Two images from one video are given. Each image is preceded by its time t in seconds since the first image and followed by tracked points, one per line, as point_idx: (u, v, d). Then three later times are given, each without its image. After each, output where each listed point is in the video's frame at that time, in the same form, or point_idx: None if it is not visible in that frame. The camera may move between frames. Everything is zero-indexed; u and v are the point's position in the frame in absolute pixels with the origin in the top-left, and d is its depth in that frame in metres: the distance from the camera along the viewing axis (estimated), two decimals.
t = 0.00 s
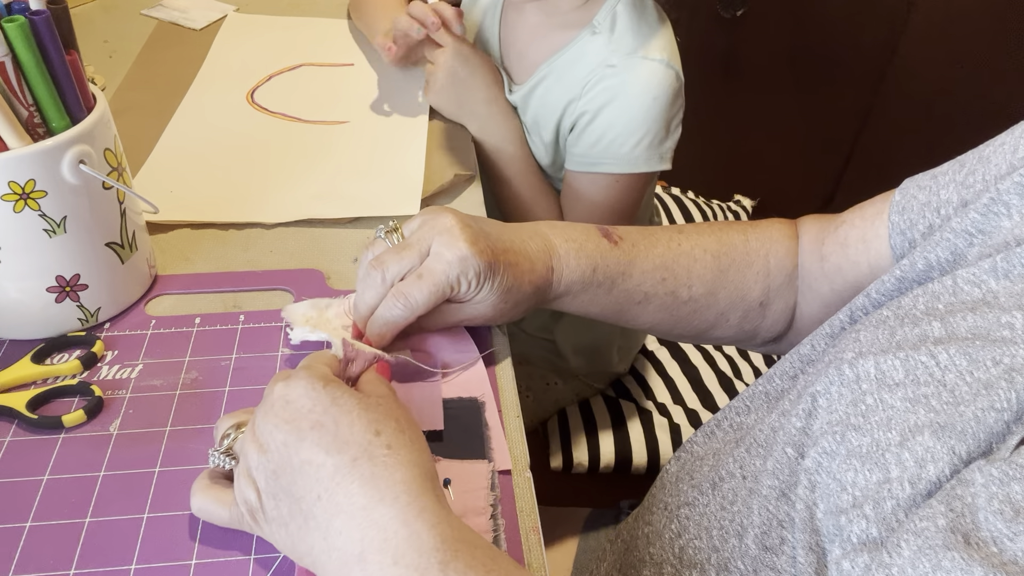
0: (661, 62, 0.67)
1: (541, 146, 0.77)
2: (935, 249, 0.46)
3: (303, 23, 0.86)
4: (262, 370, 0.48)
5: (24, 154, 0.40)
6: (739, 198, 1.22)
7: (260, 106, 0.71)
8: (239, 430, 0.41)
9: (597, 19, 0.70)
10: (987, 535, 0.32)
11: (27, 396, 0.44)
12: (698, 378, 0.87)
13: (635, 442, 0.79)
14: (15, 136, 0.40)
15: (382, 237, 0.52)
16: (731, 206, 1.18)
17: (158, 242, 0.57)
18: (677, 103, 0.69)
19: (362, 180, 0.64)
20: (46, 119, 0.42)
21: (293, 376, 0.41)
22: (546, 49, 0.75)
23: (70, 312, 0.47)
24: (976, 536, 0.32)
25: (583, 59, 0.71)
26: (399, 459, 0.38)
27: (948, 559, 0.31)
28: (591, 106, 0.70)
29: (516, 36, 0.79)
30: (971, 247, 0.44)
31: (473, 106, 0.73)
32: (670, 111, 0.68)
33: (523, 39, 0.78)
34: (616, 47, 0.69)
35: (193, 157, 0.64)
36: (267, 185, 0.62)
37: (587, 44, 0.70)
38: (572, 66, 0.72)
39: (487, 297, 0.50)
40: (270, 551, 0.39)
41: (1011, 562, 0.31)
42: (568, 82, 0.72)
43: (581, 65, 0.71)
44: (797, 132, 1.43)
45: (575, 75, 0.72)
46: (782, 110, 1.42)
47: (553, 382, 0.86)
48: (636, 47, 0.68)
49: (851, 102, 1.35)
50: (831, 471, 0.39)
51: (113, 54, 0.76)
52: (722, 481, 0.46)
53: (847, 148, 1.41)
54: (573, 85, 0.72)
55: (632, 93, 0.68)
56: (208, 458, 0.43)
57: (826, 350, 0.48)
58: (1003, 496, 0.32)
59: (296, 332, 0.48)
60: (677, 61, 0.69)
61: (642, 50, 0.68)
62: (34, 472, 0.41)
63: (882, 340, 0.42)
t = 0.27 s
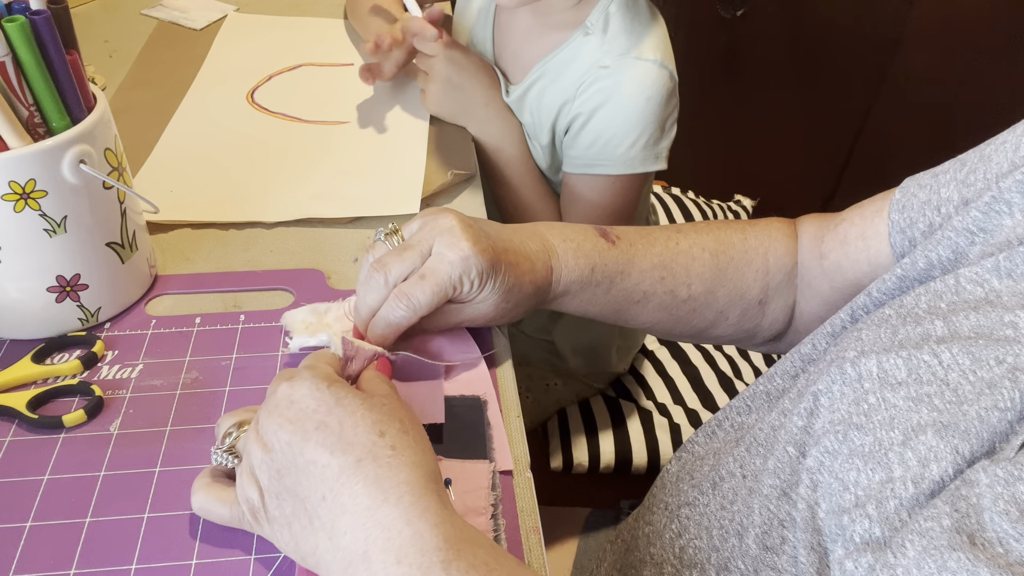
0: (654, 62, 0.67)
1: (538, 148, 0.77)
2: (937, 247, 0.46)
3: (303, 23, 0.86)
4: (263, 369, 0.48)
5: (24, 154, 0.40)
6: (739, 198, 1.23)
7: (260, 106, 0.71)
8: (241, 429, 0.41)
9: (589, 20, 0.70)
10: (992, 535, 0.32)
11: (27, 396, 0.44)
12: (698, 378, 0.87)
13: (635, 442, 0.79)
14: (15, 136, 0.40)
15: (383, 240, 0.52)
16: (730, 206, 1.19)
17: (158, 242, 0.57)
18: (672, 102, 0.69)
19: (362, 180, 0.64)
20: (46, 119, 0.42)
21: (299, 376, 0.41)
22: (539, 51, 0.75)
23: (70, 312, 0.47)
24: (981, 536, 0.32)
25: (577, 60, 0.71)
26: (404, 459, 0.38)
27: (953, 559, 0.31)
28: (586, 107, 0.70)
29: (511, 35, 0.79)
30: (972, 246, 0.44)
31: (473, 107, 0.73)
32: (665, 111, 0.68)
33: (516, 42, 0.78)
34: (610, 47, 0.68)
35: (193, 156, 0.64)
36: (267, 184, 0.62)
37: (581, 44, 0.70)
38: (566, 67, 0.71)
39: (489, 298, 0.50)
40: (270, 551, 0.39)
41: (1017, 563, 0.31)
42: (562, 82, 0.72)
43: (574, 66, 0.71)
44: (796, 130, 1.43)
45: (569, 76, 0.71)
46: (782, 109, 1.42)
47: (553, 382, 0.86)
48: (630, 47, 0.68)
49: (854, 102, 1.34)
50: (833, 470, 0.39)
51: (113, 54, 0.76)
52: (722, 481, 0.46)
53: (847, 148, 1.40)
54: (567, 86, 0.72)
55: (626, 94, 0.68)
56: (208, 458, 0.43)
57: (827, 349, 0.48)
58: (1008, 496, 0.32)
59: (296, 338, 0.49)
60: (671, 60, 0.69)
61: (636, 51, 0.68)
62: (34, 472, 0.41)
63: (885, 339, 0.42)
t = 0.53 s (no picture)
0: (650, 63, 0.67)
1: (537, 150, 0.77)
2: (937, 248, 0.46)
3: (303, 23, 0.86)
4: (263, 369, 0.48)
5: (24, 154, 0.40)
6: (740, 198, 1.23)
7: (259, 106, 0.71)
8: (242, 429, 0.41)
9: (585, 21, 0.70)
10: (994, 540, 0.32)
11: (27, 396, 0.44)
12: (698, 379, 0.87)
13: (635, 443, 0.79)
14: (15, 136, 0.40)
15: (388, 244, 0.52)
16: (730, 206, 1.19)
17: (158, 242, 0.57)
18: (668, 103, 0.70)
19: (362, 180, 0.63)
20: (46, 119, 0.42)
21: (302, 375, 0.41)
22: (535, 52, 0.75)
23: (70, 312, 0.47)
24: (983, 540, 0.32)
25: (573, 63, 0.71)
26: (411, 456, 0.37)
27: (955, 564, 0.31)
28: (583, 110, 0.70)
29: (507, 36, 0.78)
30: (973, 246, 0.44)
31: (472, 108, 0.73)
32: (661, 112, 0.69)
33: (513, 45, 0.78)
34: (606, 50, 0.68)
35: (193, 156, 0.64)
36: (267, 184, 0.62)
37: (576, 47, 0.70)
38: (562, 70, 0.71)
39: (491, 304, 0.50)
40: (270, 551, 0.39)
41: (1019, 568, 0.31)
42: (559, 85, 0.72)
43: (571, 68, 0.71)
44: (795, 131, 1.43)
45: (565, 80, 0.71)
46: (779, 109, 1.43)
47: (553, 382, 0.86)
48: (626, 49, 0.68)
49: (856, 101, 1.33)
50: (834, 474, 0.39)
51: (113, 54, 0.76)
52: (722, 483, 0.46)
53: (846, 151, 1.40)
54: (563, 90, 0.72)
55: (623, 96, 0.68)
56: (208, 458, 0.43)
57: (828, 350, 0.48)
58: (1010, 501, 0.32)
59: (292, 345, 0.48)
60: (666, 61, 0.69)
61: (631, 52, 0.68)
62: (34, 472, 0.41)
63: (886, 341, 0.41)
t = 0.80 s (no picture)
0: (651, 55, 0.67)
1: (538, 148, 0.77)
2: (944, 247, 0.45)
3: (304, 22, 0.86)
4: (263, 369, 0.48)
5: (24, 154, 0.40)
6: (740, 198, 1.23)
7: (259, 106, 0.71)
8: (240, 430, 0.41)
9: (583, 18, 0.70)
10: (1001, 546, 0.31)
11: (27, 396, 0.44)
12: (698, 379, 0.87)
13: (635, 443, 0.79)
14: (15, 136, 0.40)
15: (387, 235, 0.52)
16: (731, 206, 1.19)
17: (158, 242, 0.57)
18: (670, 95, 0.70)
19: (362, 180, 0.63)
20: (46, 119, 0.42)
21: (297, 379, 0.41)
22: (535, 50, 0.74)
23: (70, 312, 0.47)
24: (989, 546, 0.31)
25: (574, 58, 0.71)
26: (408, 458, 0.37)
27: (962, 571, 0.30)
28: (586, 104, 0.70)
29: (506, 36, 0.78)
30: (980, 246, 0.44)
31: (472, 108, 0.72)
32: (664, 103, 0.69)
33: (512, 45, 0.78)
34: (607, 43, 0.69)
35: (193, 156, 0.64)
36: (267, 184, 0.62)
37: (577, 42, 0.70)
38: (563, 65, 0.72)
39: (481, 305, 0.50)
40: (270, 552, 0.39)
41: None
42: (561, 81, 0.72)
43: (572, 63, 0.71)
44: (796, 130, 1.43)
45: (567, 75, 0.72)
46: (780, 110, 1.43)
47: (553, 382, 0.86)
48: (627, 42, 0.68)
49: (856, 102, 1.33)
50: (839, 477, 0.38)
51: (113, 54, 0.76)
52: (726, 484, 0.46)
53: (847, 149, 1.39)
54: (565, 85, 0.72)
55: (624, 89, 0.68)
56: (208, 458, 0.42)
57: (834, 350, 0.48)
58: (1017, 506, 0.31)
59: (290, 329, 0.48)
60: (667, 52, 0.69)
61: (632, 45, 0.68)
62: (34, 472, 0.41)
63: (892, 342, 0.41)
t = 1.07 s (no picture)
0: (659, 44, 0.68)
1: (543, 141, 0.77)
2: (949, 246, 0.45)
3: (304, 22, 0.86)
4: (263, 369, 0.48)
5: (24, 154, 0.40)
6: (739, 198, 1.23)
7: (260, 106, 0.71)
8: (240, 430, 0.41)
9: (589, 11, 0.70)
10: (1005, 549, 0.31)
11: (27, 396, 0.44)
12: (698, 378, 0.87)
13: (635, 443, 0.79)
14: (15, 136, 0.40)
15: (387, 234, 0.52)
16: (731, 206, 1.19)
17: (158, 242, 0.57)
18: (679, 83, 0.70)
19: (362, 180, 0.63)
20: (46, 119, 0.42)
21: (296, 379, 0.41)
22: (539, 48, 0.75)
23: (70, 312, 0.47)
24: (993, 550, 0.31)
25: (582, 51, 0.71)
26: (406, 460, 0.38)
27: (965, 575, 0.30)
28: (596, 96, 0.70)
29: (508, 35, 0.78)
30: (985, 245, 0.44)
31: (472, 108, 0.72)
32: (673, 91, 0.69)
33: (515, 44, 0.78)
34: (615, 35, 0.69)
35: (193, 155, 0.64)
36: (267, 184, 0.62)
37: (584, 35, 0.70)
38: (570, 59, 0.72)
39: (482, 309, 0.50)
40: (270, 552, 0.39)
41: None
42: (569, 74, 0.72)
43: (580, 56, 0.71)
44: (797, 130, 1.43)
45: (575, 68, 0.72)
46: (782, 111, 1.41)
47: (553, 381, 0.86)
48: (635, 32, 0.68)
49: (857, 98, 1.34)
50: (842, 478, 0.38)
51: (113, 54, 0.76)
52: (729, 484, 0.46)
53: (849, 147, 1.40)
54: (574, 78, 0.72)
55: (634, 80, 0.68)
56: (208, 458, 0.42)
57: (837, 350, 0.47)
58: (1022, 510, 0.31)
59: (291, 326, 0.48)
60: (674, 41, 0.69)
61: (639, 34, 0.68)
62: (34, 472, 0.41)
63: (895, 343, 0.41)
